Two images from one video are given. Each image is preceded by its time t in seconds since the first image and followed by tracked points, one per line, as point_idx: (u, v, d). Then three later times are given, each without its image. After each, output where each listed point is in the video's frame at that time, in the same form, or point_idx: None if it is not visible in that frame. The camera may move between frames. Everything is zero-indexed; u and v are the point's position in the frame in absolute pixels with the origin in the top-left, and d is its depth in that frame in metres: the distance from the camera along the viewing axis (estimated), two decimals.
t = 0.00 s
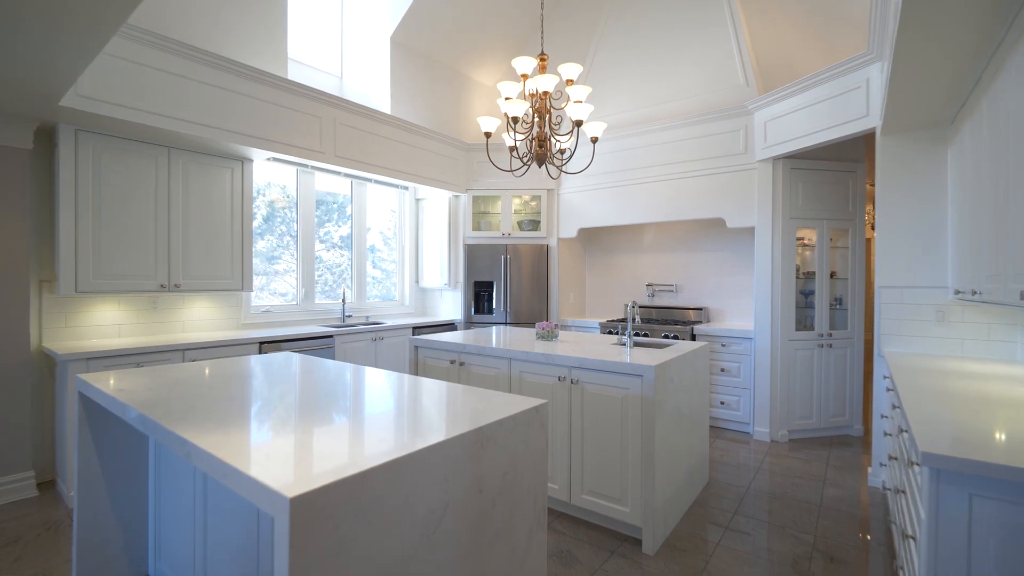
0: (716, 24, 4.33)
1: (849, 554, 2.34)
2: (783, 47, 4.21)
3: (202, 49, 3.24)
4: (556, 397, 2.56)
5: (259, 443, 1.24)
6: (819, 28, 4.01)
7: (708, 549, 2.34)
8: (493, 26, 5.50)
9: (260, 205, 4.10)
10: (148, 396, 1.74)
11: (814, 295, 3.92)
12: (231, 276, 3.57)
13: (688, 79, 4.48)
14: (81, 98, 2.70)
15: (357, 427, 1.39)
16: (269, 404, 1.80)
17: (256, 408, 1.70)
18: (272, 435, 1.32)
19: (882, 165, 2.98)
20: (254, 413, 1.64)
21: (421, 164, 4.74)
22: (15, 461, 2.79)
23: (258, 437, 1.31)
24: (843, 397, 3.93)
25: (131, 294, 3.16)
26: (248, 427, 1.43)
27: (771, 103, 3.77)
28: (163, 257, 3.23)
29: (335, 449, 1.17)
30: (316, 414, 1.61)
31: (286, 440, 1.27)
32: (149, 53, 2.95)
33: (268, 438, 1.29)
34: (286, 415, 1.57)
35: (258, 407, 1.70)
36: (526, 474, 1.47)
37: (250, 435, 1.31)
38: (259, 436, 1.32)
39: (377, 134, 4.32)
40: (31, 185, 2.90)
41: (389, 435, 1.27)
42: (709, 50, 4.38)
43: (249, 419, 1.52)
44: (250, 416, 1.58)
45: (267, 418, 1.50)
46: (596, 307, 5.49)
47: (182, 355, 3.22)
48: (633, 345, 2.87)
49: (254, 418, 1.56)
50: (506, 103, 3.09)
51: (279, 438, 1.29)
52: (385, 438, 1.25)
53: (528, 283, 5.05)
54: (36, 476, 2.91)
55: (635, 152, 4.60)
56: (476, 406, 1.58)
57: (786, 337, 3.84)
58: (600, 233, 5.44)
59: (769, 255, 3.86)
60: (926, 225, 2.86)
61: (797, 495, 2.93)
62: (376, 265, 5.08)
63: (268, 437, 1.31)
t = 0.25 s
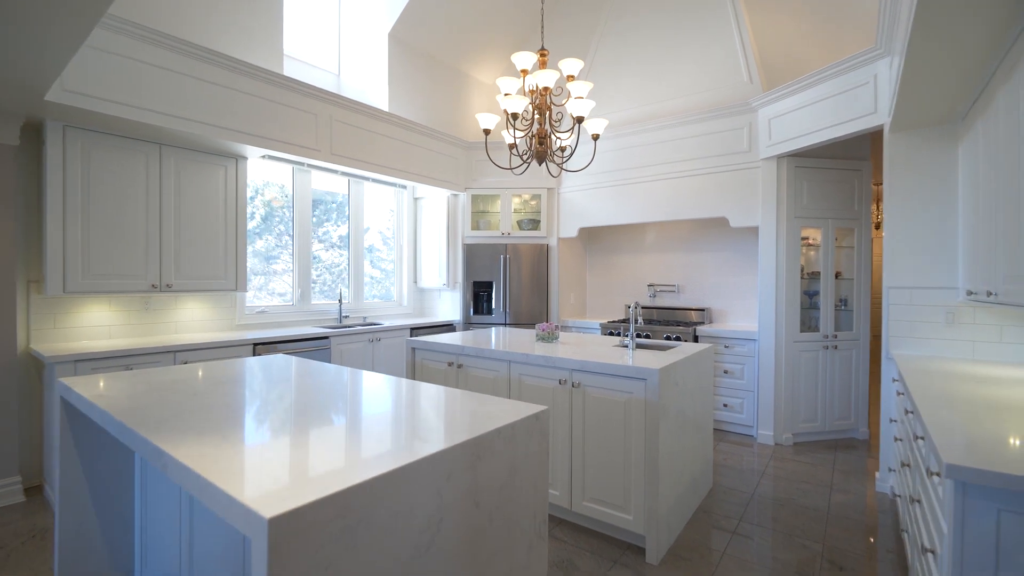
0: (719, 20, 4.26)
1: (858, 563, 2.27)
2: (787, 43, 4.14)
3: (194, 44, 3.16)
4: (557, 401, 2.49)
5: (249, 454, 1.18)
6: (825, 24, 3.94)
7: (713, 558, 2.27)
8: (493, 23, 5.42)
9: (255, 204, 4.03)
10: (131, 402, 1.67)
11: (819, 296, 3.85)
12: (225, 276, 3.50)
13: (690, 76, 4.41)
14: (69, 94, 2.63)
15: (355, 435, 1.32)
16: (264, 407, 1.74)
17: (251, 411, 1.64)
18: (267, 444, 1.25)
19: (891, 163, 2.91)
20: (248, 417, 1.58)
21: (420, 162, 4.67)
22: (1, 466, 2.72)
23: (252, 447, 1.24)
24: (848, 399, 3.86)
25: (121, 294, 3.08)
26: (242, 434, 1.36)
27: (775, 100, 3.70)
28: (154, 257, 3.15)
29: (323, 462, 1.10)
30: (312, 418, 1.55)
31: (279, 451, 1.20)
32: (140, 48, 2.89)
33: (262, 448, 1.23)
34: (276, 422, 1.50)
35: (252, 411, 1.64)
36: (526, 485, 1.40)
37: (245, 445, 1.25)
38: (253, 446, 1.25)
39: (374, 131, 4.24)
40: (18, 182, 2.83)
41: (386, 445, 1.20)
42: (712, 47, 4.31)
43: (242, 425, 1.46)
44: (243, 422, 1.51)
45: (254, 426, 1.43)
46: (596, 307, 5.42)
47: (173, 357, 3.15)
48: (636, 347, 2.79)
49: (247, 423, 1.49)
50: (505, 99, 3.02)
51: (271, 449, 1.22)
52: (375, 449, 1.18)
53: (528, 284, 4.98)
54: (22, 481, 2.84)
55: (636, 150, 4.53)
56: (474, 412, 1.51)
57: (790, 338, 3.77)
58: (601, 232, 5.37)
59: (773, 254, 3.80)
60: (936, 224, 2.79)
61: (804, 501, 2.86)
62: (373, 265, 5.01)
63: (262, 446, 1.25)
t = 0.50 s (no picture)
0: (722, 16, 4.19)
1: (869, 573, 2.20)
2: (792, 40, 4.07)
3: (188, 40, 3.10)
4: (558, 405, 2.42)
5: (238, 463, 1.11)
6: (831, 20, 3.87)
7: (720, 568, 2.20)
8: (493, 20, 5.36)
9: (251, 203, 3.96)
10: (115, 408, 1.61)
11: (825, 297, 3.78)
12: (220, 277, 3.44)
13: (693, 73, 4.34)
14: (58, 90, 2.56)
15: (352, 444, 1.25)
16: (259, 409, 1.68)
17: (244, 415, 1.58)
18: (252, 454, 1.18)
19: (900, 161, 2.84)
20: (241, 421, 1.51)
21: (419, 161, 4.60)
22: None
23: (245, 454, 1.18)
24: (855, 402, 3.79)
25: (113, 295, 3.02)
26: (235, 440, 1.30)
27: (781, 97, 3.63)
28: (147, 257, 3.09)
29: (311, 476, 1.03)
30: (307, 423, 1.48)
31: (270, 461, 1.13)
32: (133, 43, 2.84)
33: (255, 456, 1.16)
34: (266, 427, 1.43)
35: (245, 414, 1.58)
36: (527, 496, 1.33)
37: (239, 453, 1.19)
38: (246, 453, 1.19)
39: (373, 129, 4.18)
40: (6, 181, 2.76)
41: (378, 456, 1.14)
42: (716, 43, 4.24)
43: (236, 430, 1.40)
44: (237, 426, 1.45)
45: (240, 432, 1.36)
46: (598, 308, 5.35)
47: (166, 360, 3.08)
48: (639, 349, 2.72)
49: (241, 428, 1.43)
50: (505, 96, 2.95)
51: (263, 458, 1.16)
52: (366, 461, 1.11)
53: (529, 284, 4.91)
54: (11, 487, 2.77)
55: (639, 148, 4.46)
56: (471, 419, 1.45)
57: (796, 340, 3.70)
58: (603, 232, 5.30)
59: (778, 254, 3.73)
60: (947, 223, 2.72)
61: (811, 507, 2.78)
62: (372, 265, 4.95)
63: (253, 455, 1.18)
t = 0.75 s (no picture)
0: (725, 12, 4.12)
1: None
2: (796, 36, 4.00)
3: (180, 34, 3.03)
4: (558, 408, 2.36)
5: (229, 471, 1.07)
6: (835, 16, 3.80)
7: None
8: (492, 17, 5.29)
9: (246, 202, 3.89)
10: (96, 413, 1.54)
11: (829, 297, 3.72)
12: (213, 277, 3.37)
13: (695, 70, 4.28)
14: (44, 85, 2.49)
15: (348, 451, 1.20)
16: (252, 412, 1.62)
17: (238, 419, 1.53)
18: (233, 464, 1.11)
19: (908, 159, 2.78)
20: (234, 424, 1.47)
21: (417, 159, 4.54)
22: None
23: (238, 460, 1.14)
24: (860, 404, 3.72)
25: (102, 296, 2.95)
26: (229, 445, 1.26)
27: (785, 94, 3.57)
28: (138, 257, 3.02)
29: (294, 492, 0.95)
30: (302, 427, 1.44)
31: (265, 468, 1.09)
32: (125, 38, 2.78)
33: (250, 463, 1.12)
34: (253, 432, 1.37)
35: (239, 419, 1.53)
36: (526, 508, 1.26)
37: (232, 458, 1.15)
38: (239, 459, 1.15)
39: (369, 127, 4.11)
40: None
41: (367, 468, 1.07)
42: (718, 40, 4.17)
43: (230, 434, 1.35)
44: (232, 429, 1.41)
45: (223, 439, 1.29)
46: (598, 308, 5.28)
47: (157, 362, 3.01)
48: (641, 351, 2.65)
49: (235, 432, 1.38)
50: (504, 91, 2.88)
51: (260, 464, 1.12)
52: (353, 473, 1.04)
53: (528, 284, 4.85)
54: None
55: (640, 146, 4.40)
56: (468, 426, 1.38)
57: (800, 341, 3.63)
58: (603, 232, 5.24)
59: (782, 254, 3.66)
60: (957, 222, 2.66)
61: (817, 513, 2.72)
62: (370, 266, 4.88)
63: (248, 460, 1.14)
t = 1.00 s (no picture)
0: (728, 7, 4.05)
1: None
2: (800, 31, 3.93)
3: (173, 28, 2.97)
4: (559, 412, 2.29)
5: (222, 471, 1.04)
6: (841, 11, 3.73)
7: None
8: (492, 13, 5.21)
9: (241, 200, 3.83)
10: (76, 419, 1.47)
11: (835, 297, 3.65)
12: (207, 276, 3.31)
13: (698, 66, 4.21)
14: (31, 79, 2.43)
15: (337, 459, 1.13)
16: (243, 414, 1.56)
17: (233, 420, 1.48)
18: (213, 474, 1.04)
19: (918, 155, 2.71)
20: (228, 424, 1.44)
21: (415, 157, 4.47)
22: None
23: (233, 461, 1.11)
24: (866, 406, 3.65)
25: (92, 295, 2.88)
26: (224, 445, 1.22)
27: (789, 90, 3.50)
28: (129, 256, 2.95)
29: (276, 507, 0.88)
30: (300, 426, 1.41)
31: (263, 467, 1.07)
32: (122, 33, 2.74)
33: (246, 464, 1.08)
34: (240, 437, 1.30)
35: (235, 420, 1.48)
36: (526, 520, 1.19)
37: (227, 458, 1.11)
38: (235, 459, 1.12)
39: (367, 124, 4.04)
40: None
41: (355, 479, 1.00)
42: (721, 35, 4.10)
43: (226, 435, 1.31)
44: (229, 429, 1.38)
45: (207, 446, 1.21)
46: (599, 308, 5.21)
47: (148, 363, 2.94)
48: (644, 352, 2.58)
49: (231, 432, 1.34)
50: (503, 86, 2.81)
51: (259, 464, 1.09)
52: (341, 485, 0.97)
53: (528, 284, 4.78)
54: None
55: (641, 144, 4.33)
56: (464, 433, 1.31)
57: (806, 342, 3.56)
58: (604, 231, 5.17)
59: (787, 253, 3.59)
60: (968, 220, 2.59)
61: (824, 519, 2.65)
62: (368, 265, 4.81)
63: (244, 462, 1.10)
